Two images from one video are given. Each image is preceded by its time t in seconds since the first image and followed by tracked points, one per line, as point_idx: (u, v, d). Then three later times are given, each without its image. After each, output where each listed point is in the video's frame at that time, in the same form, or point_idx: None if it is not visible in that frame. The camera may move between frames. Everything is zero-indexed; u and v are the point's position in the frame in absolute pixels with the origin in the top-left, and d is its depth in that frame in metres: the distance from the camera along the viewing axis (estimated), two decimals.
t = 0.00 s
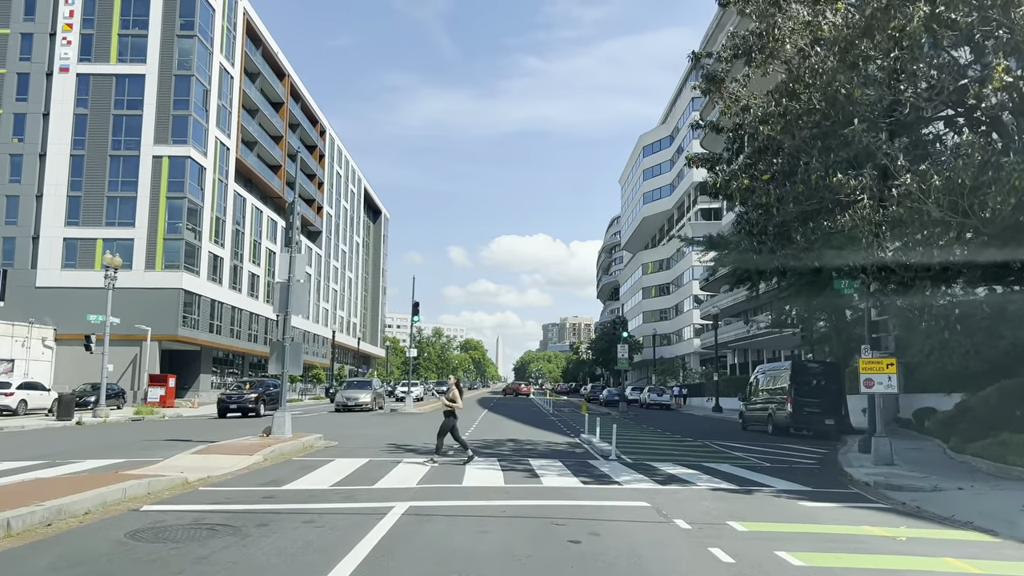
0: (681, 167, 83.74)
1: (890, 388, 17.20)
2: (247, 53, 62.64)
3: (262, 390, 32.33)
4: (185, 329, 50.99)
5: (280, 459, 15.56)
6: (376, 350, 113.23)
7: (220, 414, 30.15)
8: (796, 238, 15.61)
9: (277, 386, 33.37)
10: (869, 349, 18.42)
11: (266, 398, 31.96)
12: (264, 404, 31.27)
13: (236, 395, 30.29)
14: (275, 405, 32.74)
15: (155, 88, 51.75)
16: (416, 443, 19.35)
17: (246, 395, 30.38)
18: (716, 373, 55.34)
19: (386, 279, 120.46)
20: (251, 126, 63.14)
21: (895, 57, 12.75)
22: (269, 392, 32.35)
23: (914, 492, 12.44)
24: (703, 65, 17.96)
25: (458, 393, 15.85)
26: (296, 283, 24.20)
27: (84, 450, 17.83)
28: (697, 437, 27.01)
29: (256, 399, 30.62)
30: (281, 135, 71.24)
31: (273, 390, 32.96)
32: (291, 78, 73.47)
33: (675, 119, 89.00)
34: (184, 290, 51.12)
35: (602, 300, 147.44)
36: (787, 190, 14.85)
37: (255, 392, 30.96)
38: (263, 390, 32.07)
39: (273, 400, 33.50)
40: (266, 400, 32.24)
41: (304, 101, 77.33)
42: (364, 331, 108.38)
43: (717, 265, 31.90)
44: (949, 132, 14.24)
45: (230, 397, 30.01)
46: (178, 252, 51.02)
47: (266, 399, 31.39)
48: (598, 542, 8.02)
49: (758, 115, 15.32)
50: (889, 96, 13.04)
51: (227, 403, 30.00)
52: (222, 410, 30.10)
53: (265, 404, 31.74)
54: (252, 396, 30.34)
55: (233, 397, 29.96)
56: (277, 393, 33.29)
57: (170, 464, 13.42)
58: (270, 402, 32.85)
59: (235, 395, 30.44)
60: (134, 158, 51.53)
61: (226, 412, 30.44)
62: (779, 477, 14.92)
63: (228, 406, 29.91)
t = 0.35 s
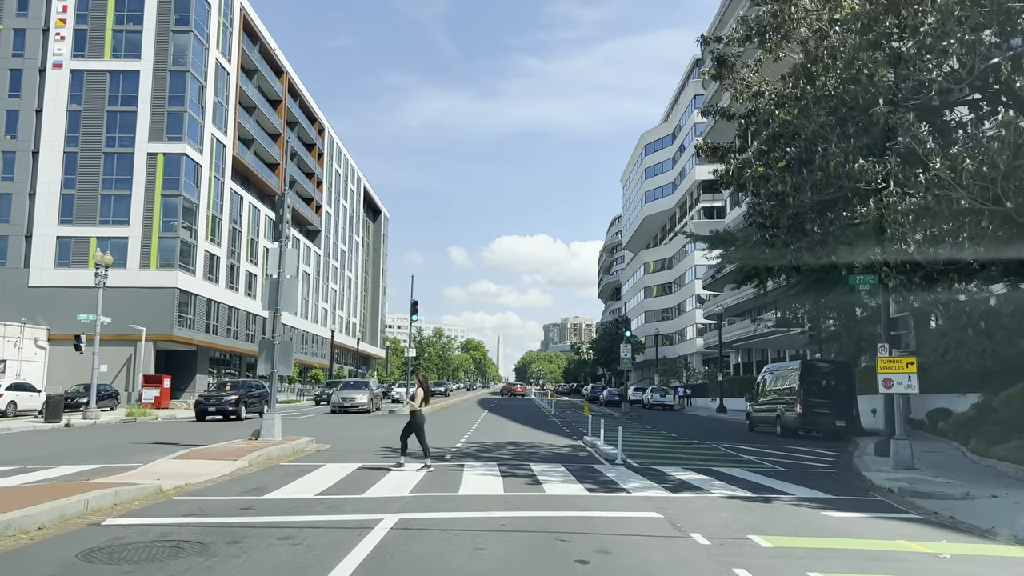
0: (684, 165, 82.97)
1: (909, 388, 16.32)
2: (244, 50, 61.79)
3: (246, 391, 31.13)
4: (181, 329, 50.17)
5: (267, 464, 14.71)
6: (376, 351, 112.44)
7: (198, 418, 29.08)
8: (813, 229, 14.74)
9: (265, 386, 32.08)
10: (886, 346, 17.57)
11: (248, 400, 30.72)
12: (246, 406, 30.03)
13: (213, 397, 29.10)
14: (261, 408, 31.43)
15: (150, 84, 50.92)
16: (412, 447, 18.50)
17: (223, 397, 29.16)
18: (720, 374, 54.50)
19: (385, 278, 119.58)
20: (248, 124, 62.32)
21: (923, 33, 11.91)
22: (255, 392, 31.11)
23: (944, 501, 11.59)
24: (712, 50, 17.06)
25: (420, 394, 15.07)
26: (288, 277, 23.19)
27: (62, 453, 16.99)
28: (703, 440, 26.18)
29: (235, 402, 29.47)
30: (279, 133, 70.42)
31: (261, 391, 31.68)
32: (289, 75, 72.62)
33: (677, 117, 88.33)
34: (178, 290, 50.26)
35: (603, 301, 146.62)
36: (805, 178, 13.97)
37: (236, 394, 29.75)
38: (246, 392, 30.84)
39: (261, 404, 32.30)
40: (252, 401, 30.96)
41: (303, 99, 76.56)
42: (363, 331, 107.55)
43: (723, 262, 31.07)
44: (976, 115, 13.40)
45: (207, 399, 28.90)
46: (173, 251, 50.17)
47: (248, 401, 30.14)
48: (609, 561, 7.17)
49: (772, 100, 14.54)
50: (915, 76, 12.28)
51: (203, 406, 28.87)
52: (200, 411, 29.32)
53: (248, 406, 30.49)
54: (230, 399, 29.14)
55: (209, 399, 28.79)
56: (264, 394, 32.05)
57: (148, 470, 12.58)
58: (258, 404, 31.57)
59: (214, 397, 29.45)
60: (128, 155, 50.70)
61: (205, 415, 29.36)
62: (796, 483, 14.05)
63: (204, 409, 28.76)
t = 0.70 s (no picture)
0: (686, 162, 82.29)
1: (931, 388, 15.47)
2: (240, 45, 60.95)
3: (220, 392, 28.35)
4: (176, 328, 49.32)
5: (252, 469, 13.84)
6: (376, 351, 111.95)
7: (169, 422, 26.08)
8: (833, 217, 13.92)
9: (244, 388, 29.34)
10: (905, 344, 16.77)
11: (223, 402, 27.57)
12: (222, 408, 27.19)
13: (186, 398, 26.21)
14: (239, 412, 28.66)
15: (144, 80, 50.10)
16: (408, 450, 17.62)
17: (197, 398, 26.28)
18: (724, 373, 53.76)
19: (385, 278, 118.68)
20: (245, 121, 61.50)
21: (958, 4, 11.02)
22: (233, 392, 28.30)
23: (980, 510, 10.75)
24: (722, 32, 16.13)
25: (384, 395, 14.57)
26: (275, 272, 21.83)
27: (38, 457, 16.13)
28: (712, 441, 25.37)
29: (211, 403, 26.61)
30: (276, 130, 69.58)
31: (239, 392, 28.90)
32: (286, 71, 71.66)
33: (678, 115, 87.54)
34: (174, 289, 49.44)
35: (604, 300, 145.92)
36: (824, 165, 13.13)
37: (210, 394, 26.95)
38: (222, 392, 28.02)
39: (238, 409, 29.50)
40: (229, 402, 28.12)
41: (302, 97, 75.73)
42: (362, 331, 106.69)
43: (730, 259, 30.22)
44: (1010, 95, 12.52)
45: (178, 402, 25.96)
46: (167, 249, 49.31)
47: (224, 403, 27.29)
48: None
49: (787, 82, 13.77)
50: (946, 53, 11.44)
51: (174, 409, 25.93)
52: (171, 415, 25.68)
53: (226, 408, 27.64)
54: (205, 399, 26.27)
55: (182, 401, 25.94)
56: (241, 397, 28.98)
57: (124, 476, 11.75)
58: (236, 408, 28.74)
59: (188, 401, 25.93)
60: (123, 152, 49.89)
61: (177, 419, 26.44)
62: (814, 488, 13.17)
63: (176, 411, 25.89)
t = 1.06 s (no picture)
0: (687, 160, 82.02)
1: (952, 388, 14.75)
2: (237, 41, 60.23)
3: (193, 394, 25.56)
4: (172, 328, 48.67)
5: (237, 473, 13.09)
6: (376, 351, 111.26)
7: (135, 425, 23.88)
8: (851, 207, 13.23)
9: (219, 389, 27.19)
10: (922, 342, 16.10)
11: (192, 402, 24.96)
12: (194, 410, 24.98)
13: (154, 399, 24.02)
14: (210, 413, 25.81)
15: (139, 76, 49.38)
16: (403, 454, 16.83)
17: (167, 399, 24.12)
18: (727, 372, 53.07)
19: (385, 278, 118.00)
20: (242, 118, 60.77)
21: None
22: (206, 393, 25.97)
23: (1015, 519, 10.02)
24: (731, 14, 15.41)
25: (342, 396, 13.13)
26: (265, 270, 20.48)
27: (16, 461, 15.40)
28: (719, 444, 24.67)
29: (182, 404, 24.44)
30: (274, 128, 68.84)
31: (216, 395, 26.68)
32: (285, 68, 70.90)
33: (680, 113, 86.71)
34: (169, 287, 48.73)
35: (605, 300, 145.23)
36: (842, 152, 12.43)
37: (180, 395, 24.83)
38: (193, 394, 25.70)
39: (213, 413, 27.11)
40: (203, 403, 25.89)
41: (299, 94, 74.96)
42: (362, 330, 106.02)
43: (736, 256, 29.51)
44: None
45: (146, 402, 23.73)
46: (163, 246, 48.60)
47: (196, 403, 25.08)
48: None
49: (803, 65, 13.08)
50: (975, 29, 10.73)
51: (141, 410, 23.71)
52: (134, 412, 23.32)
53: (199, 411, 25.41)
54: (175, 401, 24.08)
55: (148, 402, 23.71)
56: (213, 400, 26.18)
57: (99, 482, 11.02)
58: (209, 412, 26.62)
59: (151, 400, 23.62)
60: (118, 149, 49.19)
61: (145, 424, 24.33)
62: (833, 493, 12.41)
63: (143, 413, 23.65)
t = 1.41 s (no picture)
0: (688, 160, 82.16)
1: (970, 387, 14.17)
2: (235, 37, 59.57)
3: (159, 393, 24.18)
4: (168, 327, 48.10)
5: (225, 476, 12.51)
6: (376, 350, 110.76)
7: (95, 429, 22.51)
8: (863, 198, 12.69)
9: (189, 390, 25.61)
10: (937, 340, 15.50)
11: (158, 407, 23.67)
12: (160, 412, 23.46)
13: (114, 400, 22.53)
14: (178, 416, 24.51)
15: (134, 72, 48.78)
16: (399, 455, 16.19)
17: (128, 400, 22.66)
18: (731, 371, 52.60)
19: (385, 276, 117.42)
20: (239, 115, 60.07)
21: None
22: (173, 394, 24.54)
23: None
24: None
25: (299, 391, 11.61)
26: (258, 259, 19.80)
27: None
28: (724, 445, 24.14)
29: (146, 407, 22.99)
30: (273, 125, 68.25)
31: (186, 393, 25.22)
32: (283, 64, 70.16)
33: (682, 110, 86.04)
34: (166, 286, 48.19)
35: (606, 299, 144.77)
36: (857, 139, 11.83)
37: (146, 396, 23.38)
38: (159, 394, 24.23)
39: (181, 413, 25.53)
40: (171, 404, 24.37)
41: (298, 91, 74.28)
42: (361, 329, 105.42)
43: (741, 253, 28.90)
44: None
45: (105, 405, 22.34)
46: (159, 244, 48.05)
47: (162, 405, 23.56)
48: None
49: (816, 49, 12.52)
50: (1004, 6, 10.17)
51: (99, 412, 22.26)
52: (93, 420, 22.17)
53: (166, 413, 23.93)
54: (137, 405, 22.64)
55: (108, 403, 22.34)
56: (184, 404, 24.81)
57: (75, 488, 10.39)
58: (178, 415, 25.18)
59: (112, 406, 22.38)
60: (113, 146, 48.60)
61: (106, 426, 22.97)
62: (848, 496, 11.81)
63: (103, 415, 22.33)
